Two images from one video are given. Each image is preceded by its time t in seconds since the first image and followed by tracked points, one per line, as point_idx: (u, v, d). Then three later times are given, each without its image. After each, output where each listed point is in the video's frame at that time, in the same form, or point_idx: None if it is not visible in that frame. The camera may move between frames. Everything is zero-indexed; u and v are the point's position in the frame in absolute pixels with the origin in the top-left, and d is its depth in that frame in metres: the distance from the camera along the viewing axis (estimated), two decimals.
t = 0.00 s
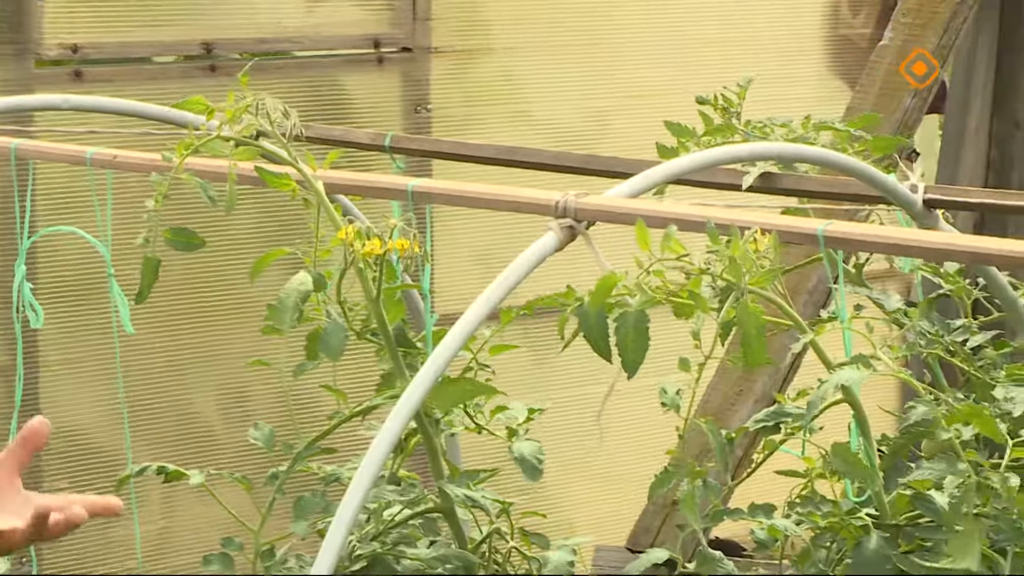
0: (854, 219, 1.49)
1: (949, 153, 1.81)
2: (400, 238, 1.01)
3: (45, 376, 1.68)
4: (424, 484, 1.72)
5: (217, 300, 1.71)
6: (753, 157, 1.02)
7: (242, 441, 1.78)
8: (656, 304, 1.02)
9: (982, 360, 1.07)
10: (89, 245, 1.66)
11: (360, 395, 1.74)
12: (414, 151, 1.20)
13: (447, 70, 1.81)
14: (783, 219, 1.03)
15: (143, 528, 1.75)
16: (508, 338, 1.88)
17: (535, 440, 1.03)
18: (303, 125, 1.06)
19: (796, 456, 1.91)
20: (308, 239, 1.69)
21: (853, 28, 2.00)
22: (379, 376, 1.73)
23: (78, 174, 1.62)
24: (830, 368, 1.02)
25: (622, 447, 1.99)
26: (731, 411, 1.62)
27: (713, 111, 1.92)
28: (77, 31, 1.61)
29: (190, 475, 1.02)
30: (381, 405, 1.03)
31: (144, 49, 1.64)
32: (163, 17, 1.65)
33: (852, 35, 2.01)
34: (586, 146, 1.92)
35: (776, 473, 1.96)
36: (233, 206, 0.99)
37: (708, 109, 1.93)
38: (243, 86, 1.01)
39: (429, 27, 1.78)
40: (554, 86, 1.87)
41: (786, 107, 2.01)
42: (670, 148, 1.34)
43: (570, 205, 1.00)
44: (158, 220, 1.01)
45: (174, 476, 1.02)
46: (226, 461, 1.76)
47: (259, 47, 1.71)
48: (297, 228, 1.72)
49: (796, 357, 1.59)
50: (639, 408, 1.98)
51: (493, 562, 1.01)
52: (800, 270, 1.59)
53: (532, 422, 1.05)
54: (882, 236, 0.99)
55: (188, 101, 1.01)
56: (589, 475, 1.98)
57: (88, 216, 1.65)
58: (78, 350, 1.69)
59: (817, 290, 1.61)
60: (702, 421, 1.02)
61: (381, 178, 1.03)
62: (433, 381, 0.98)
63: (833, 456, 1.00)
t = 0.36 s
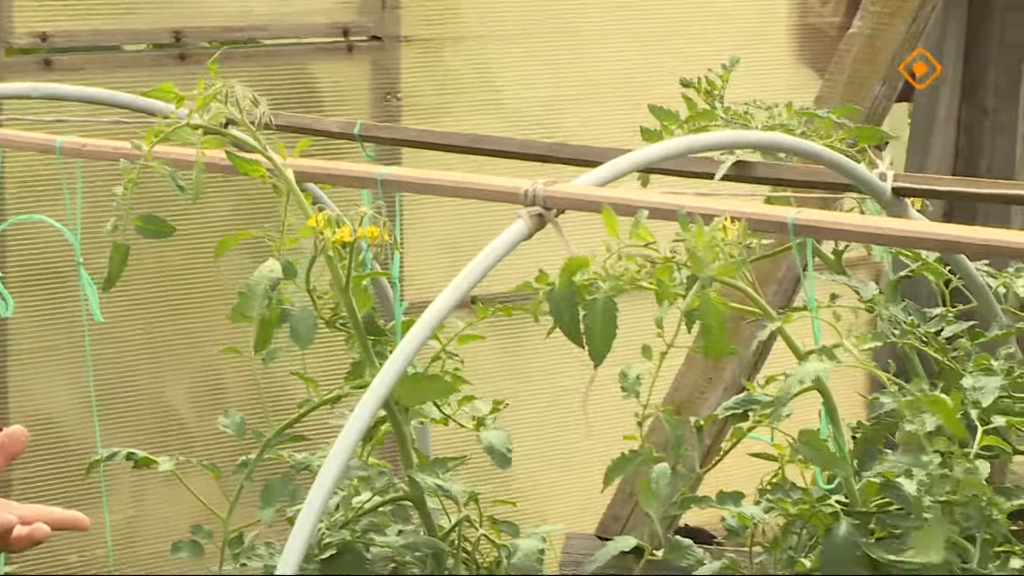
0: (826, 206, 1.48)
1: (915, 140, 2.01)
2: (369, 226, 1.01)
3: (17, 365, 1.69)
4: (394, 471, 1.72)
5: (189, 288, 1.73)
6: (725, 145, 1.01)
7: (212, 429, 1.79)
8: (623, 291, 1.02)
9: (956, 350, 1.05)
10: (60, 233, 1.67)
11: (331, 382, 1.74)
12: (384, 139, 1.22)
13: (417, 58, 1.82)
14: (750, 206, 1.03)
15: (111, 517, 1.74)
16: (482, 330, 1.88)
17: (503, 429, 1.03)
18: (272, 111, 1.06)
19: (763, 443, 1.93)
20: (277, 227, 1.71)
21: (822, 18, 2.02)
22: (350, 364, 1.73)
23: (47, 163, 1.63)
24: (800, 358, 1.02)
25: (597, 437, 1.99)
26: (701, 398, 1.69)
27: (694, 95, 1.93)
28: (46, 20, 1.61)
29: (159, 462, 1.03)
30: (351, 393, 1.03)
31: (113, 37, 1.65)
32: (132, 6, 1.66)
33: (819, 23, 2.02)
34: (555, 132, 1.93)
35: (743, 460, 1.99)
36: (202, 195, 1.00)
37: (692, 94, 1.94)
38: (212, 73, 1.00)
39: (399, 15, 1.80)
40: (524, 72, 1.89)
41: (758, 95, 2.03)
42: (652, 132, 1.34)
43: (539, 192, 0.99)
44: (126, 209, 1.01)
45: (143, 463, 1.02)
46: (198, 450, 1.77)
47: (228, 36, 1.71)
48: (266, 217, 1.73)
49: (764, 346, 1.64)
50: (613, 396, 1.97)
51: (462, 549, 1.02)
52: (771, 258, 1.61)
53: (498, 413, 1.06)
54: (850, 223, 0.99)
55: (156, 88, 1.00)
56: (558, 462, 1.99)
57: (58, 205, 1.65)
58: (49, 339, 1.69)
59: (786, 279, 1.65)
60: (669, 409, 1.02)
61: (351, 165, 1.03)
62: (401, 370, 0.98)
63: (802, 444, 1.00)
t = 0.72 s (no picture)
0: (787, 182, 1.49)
1: (881, 117, 2.27)
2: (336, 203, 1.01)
3: None
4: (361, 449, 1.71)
5: (154, 264, 1.78)
6: (692, 122, 1.02)
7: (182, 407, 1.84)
8: (589, 268, 1.03)
9: (920, 326, 1.06)
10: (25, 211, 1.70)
11: (296, 359, 1.79)
12: (347, 118, 1.27)
13: (379, 35, 1.91)
14: (717, 182, 1.03)
15: (79, 494, 1.75)
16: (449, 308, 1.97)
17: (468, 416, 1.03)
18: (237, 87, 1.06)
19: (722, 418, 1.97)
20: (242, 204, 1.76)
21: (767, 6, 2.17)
22: (315, 342, 1.79)
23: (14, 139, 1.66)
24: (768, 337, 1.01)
25: (559, 414, 2.15)
26: (666, 374, 1.73)
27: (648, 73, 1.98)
28: None
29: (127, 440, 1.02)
30: (317, 370, 1.03)
31: (78, 14, 1.70)
32: None
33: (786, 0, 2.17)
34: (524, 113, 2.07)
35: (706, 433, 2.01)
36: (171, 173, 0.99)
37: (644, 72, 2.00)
38: (177, 51, 1.00)
39: None
40: (489, 56, 2.02)
41: (713, 75, 2.16)
42: (607, 110, 1.39)
43: (505, 169, 0.99)
44: (95, 187, 1.01)
45: (110, 441, 1.02)
46: (168, 427, 1.82)
47: (193, 13, 1.76)
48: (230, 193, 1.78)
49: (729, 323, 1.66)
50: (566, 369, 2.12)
51: (428, 526, 1.02)
52: (734, 236, 1.66)
53: (462, 394, 1.07)
54: (817, 199, 0.99)
55: (121, 65, 0.99)
56: (524, 440, 2.12)
57: (25, 182, 1.69)
58: (17, 313, 1.73)
59: (750, 255, 1.69)
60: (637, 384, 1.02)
61: (317, 142, 1.03)
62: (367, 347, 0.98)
63: (768, 420, 0.99)
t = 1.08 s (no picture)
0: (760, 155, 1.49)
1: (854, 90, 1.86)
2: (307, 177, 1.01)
3: None
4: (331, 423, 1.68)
5: (124, 239, 1.75)
6: (663, 96, 1.02)
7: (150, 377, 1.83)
8: (562, 242, 1.02)
9: (891, 299, 1.06)
10: None
11: (267, 334, 1.75)
12: (321, 89, 1.29)
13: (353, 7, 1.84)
14: (689, 156, 1.03)
15: (48, 468, 1.80)
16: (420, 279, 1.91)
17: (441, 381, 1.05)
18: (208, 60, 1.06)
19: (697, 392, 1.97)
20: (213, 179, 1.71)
21: None
22: (287, 317, 1.75)
23: None
24: (741, 310, 1.01)
25: (539, 386, 2.10)
26: (641, 347, 1.65)
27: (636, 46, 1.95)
28: None
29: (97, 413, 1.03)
30: (289, 343, 1.03)
31: None
32: None
33: None
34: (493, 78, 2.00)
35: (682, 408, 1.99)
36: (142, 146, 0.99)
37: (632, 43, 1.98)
38: (150, 24, 0.99)
39: None
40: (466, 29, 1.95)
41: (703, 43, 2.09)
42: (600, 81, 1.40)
43: (476, 142, 0.99)
44: (62, 159, 1.01)
45: (81, 415, 1.02)
46: (137, 401, 1.82)
47: None
48: (203, 169, 1.74)
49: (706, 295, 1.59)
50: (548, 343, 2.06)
51: (400, 499, 1.03)
52: (708, 208, 1.60)
53: (433, 362, 1.08)
54: (789, 171, 0.99)
55: (93, 38, 0.99)
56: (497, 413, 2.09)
57: None
58: None
59: (723, 228, 1.63)
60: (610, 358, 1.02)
61: (289, 116, 1.02)
62: (339, 321, 0.98)
63: (739, 392, 0.99)
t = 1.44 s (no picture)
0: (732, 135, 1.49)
1: (824, 72, 1.86)
2: (279, 158, 1.01)
3: None
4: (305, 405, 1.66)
5: (95, 221, 1.71)
6: (635, 76, 1.02)
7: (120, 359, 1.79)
8: (534, 223, 1.02)
9: (864, 279, 1.06)
10: None
11: (239, 316, 1.72)
12: (291, 70, 1.31)
13: None
14: (660, 136, 1.03)
15: (20, 449, 1.74)
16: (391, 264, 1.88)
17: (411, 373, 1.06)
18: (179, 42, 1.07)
19: (673, 373, 1.94)
20: (184, 159, 1.68)
21: None
22: (259, 299, 1.71)
23: None
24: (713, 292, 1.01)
25: (507, 368, 2.03)
26: (612, 328, 1.70)
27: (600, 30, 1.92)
28: None
29: (68, 395, 1.03)
30: (261, 325, 1.03)
31: None
32: None
33: None
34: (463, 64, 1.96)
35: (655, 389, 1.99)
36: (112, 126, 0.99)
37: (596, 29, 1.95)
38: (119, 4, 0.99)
39: None
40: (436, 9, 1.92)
41: (669, 28, 2.04)
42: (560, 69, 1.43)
43: (449, 123, 0.99)
44: (32, 139, 1.01)
45: (53, 396, 1.02)
46: (106, 383, 1.77)
47: None
48: (176, 152, 1.71)
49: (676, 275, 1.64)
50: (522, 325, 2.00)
51: (373, 481, 1.03)
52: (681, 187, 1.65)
53: (412, 358, 1.09)
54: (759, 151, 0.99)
55: (63, 18, 0.99)
56: (470, 399, 2.02)
57: None
58: None
59: (695, 209, 1.68)
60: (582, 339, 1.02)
61: (259, 98, 1.02)
62: (310, 301, 0.97)
63: (711, 373, 0.99)
